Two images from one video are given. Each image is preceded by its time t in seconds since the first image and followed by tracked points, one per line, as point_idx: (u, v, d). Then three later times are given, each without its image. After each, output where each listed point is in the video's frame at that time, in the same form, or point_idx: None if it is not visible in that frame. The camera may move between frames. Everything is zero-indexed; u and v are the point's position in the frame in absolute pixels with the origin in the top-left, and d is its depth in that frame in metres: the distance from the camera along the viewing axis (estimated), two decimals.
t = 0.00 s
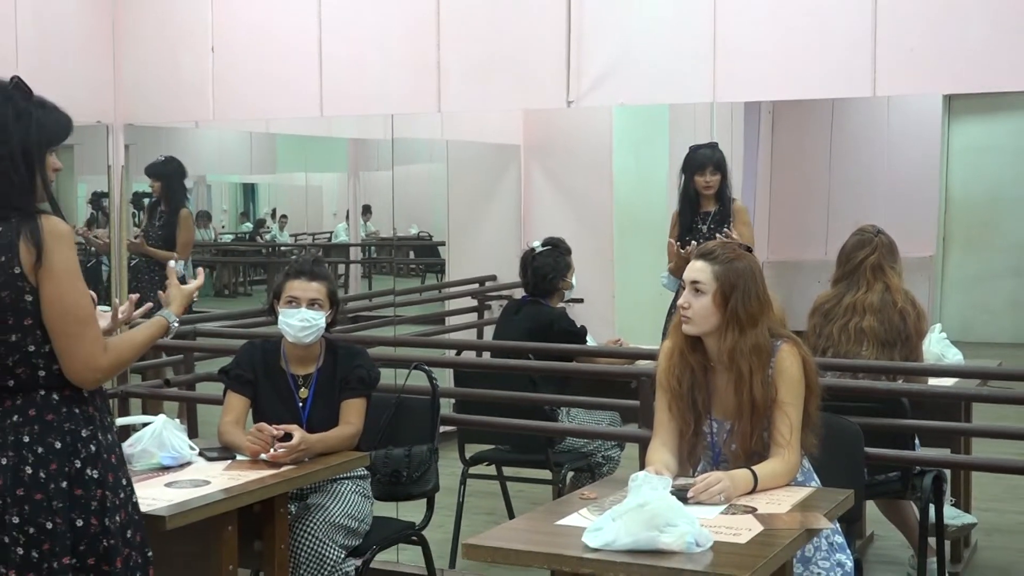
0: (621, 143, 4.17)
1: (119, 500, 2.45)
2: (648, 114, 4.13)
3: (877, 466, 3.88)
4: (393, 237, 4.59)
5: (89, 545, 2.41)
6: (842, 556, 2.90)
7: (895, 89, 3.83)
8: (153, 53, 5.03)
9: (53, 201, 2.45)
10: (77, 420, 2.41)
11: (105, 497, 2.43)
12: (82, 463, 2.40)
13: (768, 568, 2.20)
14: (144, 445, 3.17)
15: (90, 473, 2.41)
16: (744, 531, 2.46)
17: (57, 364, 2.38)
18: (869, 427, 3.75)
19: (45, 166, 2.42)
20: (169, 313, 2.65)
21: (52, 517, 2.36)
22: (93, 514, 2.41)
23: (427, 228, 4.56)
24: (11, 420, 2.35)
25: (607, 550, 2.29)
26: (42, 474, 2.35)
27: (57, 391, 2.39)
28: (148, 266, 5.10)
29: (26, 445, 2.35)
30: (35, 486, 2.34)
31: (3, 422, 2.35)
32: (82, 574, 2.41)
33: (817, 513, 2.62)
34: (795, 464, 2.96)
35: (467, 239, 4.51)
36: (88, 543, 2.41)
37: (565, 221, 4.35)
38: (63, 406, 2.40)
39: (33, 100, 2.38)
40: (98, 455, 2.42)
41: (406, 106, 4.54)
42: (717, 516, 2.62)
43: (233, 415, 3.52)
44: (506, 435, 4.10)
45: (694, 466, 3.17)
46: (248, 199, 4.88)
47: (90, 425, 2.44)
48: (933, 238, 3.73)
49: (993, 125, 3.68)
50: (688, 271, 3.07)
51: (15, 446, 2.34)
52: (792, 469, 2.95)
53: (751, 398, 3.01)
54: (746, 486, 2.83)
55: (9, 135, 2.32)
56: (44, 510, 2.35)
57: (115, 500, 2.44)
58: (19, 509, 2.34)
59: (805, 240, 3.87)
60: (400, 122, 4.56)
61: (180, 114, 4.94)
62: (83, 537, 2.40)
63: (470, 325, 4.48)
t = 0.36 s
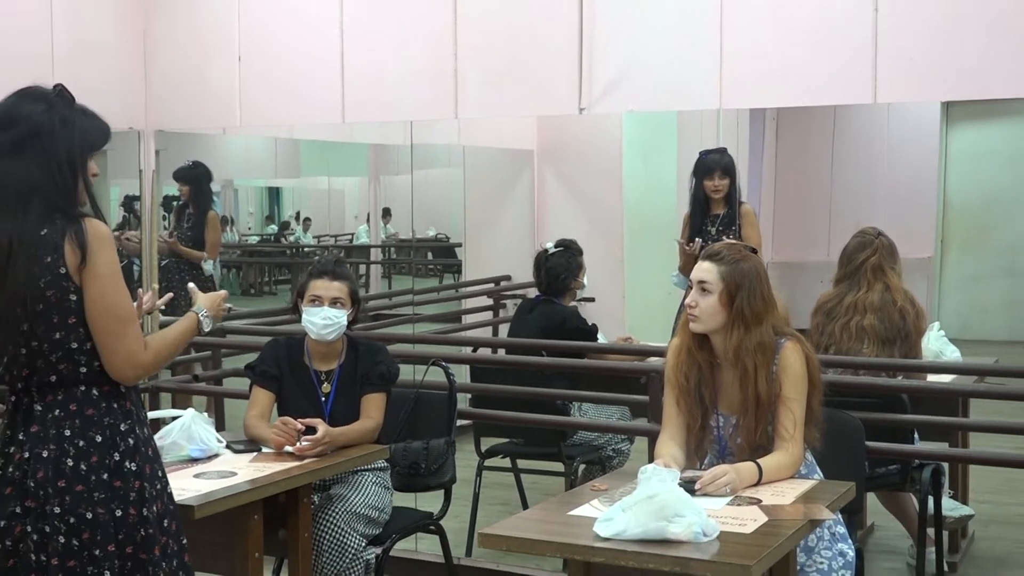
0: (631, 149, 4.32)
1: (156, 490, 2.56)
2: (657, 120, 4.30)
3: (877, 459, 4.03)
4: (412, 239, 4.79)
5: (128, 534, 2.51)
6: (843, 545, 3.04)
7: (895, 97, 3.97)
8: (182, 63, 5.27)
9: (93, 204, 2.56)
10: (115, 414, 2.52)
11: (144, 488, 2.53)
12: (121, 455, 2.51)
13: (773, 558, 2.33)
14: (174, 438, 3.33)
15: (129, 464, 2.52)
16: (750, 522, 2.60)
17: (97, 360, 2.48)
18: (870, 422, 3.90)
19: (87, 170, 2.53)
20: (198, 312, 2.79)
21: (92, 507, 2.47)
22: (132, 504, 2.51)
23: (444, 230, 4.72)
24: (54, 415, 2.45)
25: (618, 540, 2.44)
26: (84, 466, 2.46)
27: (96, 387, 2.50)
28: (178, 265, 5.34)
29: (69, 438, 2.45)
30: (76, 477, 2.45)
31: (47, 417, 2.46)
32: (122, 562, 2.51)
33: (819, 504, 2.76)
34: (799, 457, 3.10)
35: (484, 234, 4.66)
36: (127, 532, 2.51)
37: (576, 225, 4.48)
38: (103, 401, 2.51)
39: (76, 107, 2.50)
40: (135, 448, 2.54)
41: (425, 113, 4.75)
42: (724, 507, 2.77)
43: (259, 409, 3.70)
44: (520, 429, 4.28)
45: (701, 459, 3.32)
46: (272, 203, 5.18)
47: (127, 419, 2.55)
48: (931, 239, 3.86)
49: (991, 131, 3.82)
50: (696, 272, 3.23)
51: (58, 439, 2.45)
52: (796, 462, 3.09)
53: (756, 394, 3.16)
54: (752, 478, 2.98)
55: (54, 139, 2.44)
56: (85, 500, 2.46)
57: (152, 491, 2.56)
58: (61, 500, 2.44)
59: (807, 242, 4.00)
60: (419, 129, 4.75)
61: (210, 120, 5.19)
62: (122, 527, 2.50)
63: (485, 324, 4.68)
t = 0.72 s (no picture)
0: (642, 154, 4.50)
1: (179, 483, 2.70)
2: (667, 127, 4.47)
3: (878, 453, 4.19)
4: (432, 240, 5.02)
5: (151, 524, 2.65)
6: (847, 535, 3.22)
7: (896, 104, 4.14)
8: (213, 72, 5.51)
9: (128, 208, 2.70)
10: (144, 409, 2.66)
11: (168, 481, 2.67)
12: (147, 449, 2.66)
13: (780, 546, 2.50)
14: (206, 430, 3.52)
15: (155, 458, 2.66)
16: (755, 512, 2.76)
17: (127, 357, 2.62)
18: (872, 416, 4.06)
19: (123, 176, 2.68)
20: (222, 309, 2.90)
21: (118, 498, 2.61)
22: (155, 495, 2.66)
23: (462, 231, 4.96)
24: (86, 407, 2.62)
25: (630, 528, 2.61)
26: (111, 457, 2.61)
27: (126, 382, 2.64)
28: (210, 266, 5.60)
29: (99, 430, 2.61)
30: (104, 468, 2.60)
31: (81, 409, 2.62)
32: (145, 551, 2.65)
33: (823, 496, 2.92)
34: (804, 450, 3.26)
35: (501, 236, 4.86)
36: (151, 522, 2.65)
37: (588, 228, 4.65)
38: (132, 396, 2.65)
39: (115, 116, 2.66)
40: (162, 443, 2.68)
41: (444, 120, 4.95)
42: (731, 498, 2.93)
43: (286, 402, 3.88)
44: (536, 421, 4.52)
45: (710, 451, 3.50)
46: (299, 206, 5.37)
47: (156, 414, 2.69)
48: (931, 240, 4.00)
49: (991, 136, 3.95)
50: (705, 271, 3.39)
51: (89, 431, 2.61)
52: (801, 454, 3.25)
53: (762, 389, 3.33)
54: (758, 470, 3.14)
55: (92, 145, 2.59)
56: (110, 491, 2.60)
57: (177, 484, 2.70)
58: (88, 489, 2.60)
59: (812, 243, 4.17)
60: (439, 136, 4.96)
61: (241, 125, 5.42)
62: (146, 517, 2.65)
63: (502, 321, 4.86)
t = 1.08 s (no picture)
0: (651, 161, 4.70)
1: (204, 475, 2.72)
2: (675, 134, 4.66)
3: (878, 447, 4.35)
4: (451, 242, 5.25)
5: (176, 514, 2.67)
6: (848, 526, 3.29)
7: (896, 111, 4.26)
8: (243, 83, 5.81)
9: (161, 211, 2.72)
10: (169, 403, 2.67)
11: (193, 473, 2.69)
12: (172, 443, 2.67)
13: (780, 535, 2.59)
14: (234, 424, 3.71)
15: (180, 451, 2.67)
16: (760, 503, 2.88)
17: (153, 355, 2.63)
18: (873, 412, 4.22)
19: (156, 178, 2.70)
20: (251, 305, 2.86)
21: (144, 489, 2.62)
22: (180, 487, 2.67)
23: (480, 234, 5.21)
24: (115, 402, 2.64)
25: (638, 519, 2.71)
26: (137, 450, 2.62)
27: (153, 378, 2.65)
28: (237, 269, 5.78)
29: (126, 424, 2.62)
30: (130, 460, 2.61)
31: (110, 403, 2.65)
32: (170, 540, 2.67)
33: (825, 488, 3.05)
34: (807, 443, 3.44)
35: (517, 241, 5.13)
36: (175, 514, 2.67)
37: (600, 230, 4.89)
38: (159, 391, 2.66)
39: (149, 121, 2.69)
40: (187, 436, 2.69)
41: (462, 126, 5.14)
42: (737, 489, 3.07)
43: (312, 397, 4.09)
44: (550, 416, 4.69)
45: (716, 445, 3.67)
46: (323, 210, 5.62)
47: (181, 408, 2.70)
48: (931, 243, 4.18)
49: (988, 141, 4.08)
50: (712, 272, 3.55)
51: (117, 425, 2.62)
52: (805, 447, 3.43)
53: (767, 385, 3.50)
54: (763, 463, 3.29)
55: (125, 151, 2.61)
56: (137, 482, 2.61)
57: (201, 475, 2.71)
58: (116, 480, 2.61)
59: (816, 245, 4.32)
60: (456, 142, 5.16)
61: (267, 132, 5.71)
62: (170, 508, 2.66)
63: (517, 319, 5.13)
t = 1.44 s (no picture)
0: (659, 166, 4.97)
1: (233, 465, 2.90)
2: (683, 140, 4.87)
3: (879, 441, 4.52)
4: (467, 243, 5.50)
5: (208, 502, 2.85)
6: (850, 517, 3.46)
7: (895, 118, 4.42)
8: (270, 92, 6.08)
9: (191, 212, 2.90)
10: (201, 397, 2.85)
11: (223, 463, 2.87)
12: (204, 434, 2.84)
13: (787, 525, 2.76)
14: (261, 417, 3.92)
15: (211, 441, 2.85)
16: (765, 494, 3.03)
17: (185, 350, 2.80)
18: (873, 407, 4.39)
19: (185, 182, 2.88)
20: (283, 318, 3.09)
21: (176, 478, 2.79)
22: (211, 477, 2.85)
23: (496, 236, 5.50)
24: (149, 395, 2.82)
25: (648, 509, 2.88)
26: (170, 441, 2.79)
27: (186, 372, 2.83)
28: (266, 269, 6.07)
29: (160, 416, 2.80)
30: (164, 450, 2.79)
31: (143, 397, 2.83)
32: (202, 527, 2.84)
33: (829, 480, 3.22)
34: (810, 438, 3.60)
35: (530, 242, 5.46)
36: (208, 501, 2.84)
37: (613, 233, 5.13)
38: (190, 385, 2.84)
39: (177, 126, 2.86)
40: (217, 428, 2.87)
41: (478, 132, 5.35)
42: (743, 481, 3.23)
43: (335, 393, 4.29)
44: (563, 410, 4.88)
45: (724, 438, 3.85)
46: (346, 213, 5.80)
47: (212, 402, 2.88)
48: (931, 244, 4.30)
49: (985, 147, 4.24)
50: (720, 273, 3.73)
51: (151, 417, 2.80)
52: (808, 441, 3.59)
53: (772, 381, 3.68)
54: (768, 456, 3.46)
55: (155, 155, 2.79)
56: (170, 472, 2.78)
57: (230, 465, 2.89)
58: (151, 469, 2.79)
59: (819, 245, 4.49)
60: (473, 148, 5.41)
61: (292, 140, 5.96)
62: (203, 496, 2.84)
63: (532, 318, 5.41)
